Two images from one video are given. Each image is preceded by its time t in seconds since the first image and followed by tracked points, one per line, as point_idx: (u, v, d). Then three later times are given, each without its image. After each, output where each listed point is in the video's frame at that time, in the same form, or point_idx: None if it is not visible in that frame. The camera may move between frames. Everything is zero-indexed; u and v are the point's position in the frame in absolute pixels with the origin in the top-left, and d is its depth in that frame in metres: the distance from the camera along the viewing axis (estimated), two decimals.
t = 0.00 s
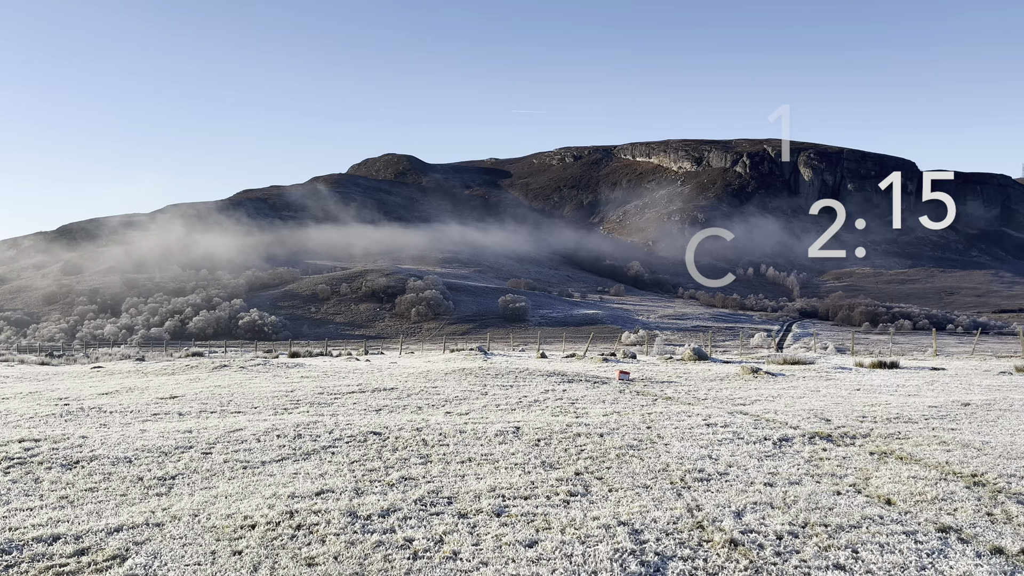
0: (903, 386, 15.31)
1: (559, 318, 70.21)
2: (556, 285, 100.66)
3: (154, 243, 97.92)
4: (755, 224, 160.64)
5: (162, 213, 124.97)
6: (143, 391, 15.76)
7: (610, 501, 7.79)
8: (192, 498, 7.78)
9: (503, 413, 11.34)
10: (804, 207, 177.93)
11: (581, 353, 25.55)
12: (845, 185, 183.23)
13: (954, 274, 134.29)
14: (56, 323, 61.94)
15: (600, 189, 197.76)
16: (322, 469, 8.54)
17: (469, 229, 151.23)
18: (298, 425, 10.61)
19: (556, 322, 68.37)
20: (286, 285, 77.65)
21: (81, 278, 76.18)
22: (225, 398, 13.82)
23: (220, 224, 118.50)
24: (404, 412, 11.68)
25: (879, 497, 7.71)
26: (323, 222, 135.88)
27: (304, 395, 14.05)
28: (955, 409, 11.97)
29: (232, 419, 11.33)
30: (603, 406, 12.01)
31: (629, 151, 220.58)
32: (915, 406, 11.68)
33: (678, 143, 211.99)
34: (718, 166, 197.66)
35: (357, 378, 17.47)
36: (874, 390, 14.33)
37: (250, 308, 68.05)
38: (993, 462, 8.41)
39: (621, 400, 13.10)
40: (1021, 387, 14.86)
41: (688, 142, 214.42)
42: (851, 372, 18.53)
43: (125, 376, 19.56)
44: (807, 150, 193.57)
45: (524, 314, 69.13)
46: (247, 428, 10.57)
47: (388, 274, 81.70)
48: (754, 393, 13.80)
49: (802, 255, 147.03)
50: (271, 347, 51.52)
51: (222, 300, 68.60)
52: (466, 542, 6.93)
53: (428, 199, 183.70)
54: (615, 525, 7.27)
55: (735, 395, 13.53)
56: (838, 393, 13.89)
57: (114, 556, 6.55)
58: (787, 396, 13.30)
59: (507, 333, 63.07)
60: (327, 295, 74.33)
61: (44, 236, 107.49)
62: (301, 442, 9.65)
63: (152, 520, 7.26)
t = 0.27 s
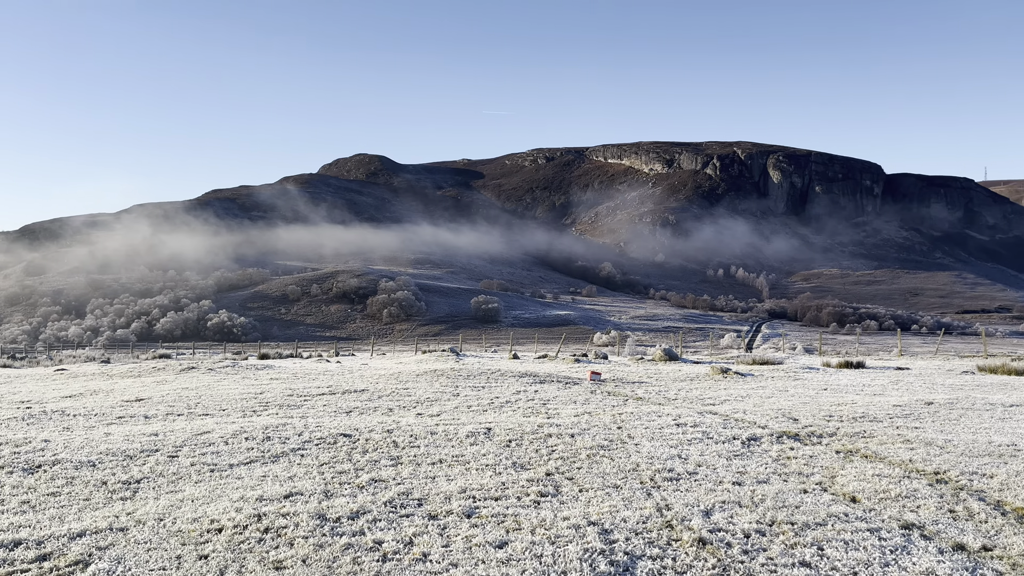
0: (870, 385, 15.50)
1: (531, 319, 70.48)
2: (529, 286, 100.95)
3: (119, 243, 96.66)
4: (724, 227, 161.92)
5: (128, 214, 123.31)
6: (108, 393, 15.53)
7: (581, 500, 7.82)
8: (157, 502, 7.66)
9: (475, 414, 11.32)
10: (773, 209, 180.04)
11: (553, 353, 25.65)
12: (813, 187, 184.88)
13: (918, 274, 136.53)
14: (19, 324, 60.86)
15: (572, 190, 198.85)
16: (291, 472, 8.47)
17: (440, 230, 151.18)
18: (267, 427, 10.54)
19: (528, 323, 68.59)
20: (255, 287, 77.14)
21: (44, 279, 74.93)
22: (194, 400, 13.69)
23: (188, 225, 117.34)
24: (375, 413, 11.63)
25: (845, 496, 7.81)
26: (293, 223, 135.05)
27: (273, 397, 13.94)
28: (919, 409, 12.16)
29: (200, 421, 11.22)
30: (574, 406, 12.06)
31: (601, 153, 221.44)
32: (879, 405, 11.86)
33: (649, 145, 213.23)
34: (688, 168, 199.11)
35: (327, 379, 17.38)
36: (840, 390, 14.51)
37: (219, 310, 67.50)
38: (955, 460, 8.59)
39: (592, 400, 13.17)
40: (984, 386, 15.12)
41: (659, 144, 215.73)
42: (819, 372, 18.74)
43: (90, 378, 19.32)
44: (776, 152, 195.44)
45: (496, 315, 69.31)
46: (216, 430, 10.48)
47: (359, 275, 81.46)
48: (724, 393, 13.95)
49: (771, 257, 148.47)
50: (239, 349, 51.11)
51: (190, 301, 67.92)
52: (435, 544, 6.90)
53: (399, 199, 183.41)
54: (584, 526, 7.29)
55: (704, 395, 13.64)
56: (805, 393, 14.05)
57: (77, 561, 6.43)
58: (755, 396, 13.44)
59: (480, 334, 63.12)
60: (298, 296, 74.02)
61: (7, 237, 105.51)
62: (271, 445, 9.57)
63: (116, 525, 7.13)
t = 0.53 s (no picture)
0: (836, 385, 15.73)
1: (504, 320, 70.69)
2: (502, 287, 101.15)
3: (82, 243, 95.16)
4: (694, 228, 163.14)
5: (93, 214, 121.42)
6: (71, 396, 15.27)
7: (551, 500, 7.84)
8: (121, 506, 7.55)
9: (446, 415, 11.30)
10: (743, 211, 182.01)
11: (526, 354, 25.77)
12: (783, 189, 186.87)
13: (884, 275, 138.82)
14: None
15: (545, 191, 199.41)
16: (260, 475, 8.40)
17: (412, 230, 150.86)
18: (235, 429, 10.42)
19: (501, 324, 68.81)
20: (224, 287, 76.55)
21: (6, 280, 73.52)
22: (160, 403, 13.53)
23: (155, 224, 115.92)
24: (347, 415, 11.57)
25: (812, 494, 7.91)
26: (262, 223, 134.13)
27: (243, 399, 13.79)
28: (883, 407, 12.34)
29: (166, 424, 11.07)
30: (546, 406, 12.08)
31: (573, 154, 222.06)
32: (845, 405, 12.04)
33: (620, 147, 214.50)
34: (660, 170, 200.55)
35: (298, 381, 17.23)
36: (808, 389, 14.71)
37: (187, 311, 66.77)
38: (919, 457, 8.75)
39: (563, 400, 13.23)
40: (946, 385, 15.44)
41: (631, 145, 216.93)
42: (788, 372, 18.99)
43: (51, 381, 19.00)
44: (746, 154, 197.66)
45: (469, 316, 69.45)
46: (183, 432, 10.35)
47: (330, 275, 81.09)
48: (693, 393, 14.10)
49: (741, 258, 149.83)
50: (208, 350, 50.64)
51: (157, 302, 67.08)
52: (405, 545, 6.86)
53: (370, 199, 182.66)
54: (554, 526, 7.30)
55: (674, 396, 13.76)
56: (773, 392, 14.22)
57: (39, 566, 6.31)
58: (724, 396, 13.59)
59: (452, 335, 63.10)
60: (267, 297, 73.57)
61: None
62: (239, 447, 9.48)
63: (78, 530, 7.01)
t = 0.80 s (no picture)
0: (805, 384, 15.89)
1: (477, 320, 70.77)
2: (475, 288, 101.22)
3: (44, 243, 93.48)
4: (666, 229, 164.41)
5: (56, 213, 119.31)
6: (33, 398, 15.00)
7: (522, 501, 7.84)
8: (86, 511, 7.43)
9: (417, 416, 11.27)
10: (714, 212, 183.74)
11: (499, 356, 25.84)
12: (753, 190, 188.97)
13: (851, 276, 140.98)
14: None
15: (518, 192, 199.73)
16: (229, 477, 8.31)
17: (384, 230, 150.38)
18: (204, 432, 10.31)
19: (473, 324, 68.91)
20: (193, 288, 75.87)
21: None
22: (126, 405, 13.33)
23: (121, 224, 114.26)
24: (317, 416, 11.47)
25: (779, 492, 8.01)
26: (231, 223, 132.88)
27: (211, 401, 13.62)
28: (850, 407, 12.46)
29: (132, 427, 10.90)
30: (517, 408, 12.08)
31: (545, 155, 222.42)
32: (814, 404, 12.17)
33: (593, 148, 215.54)
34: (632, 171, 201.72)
35: (268, 382, 17.07)
36: (777, 389, 14.82)
37: (155, 312, 65.96)
38: (885, 456, 8.89)
39: (536, 401, 13.21)
40: (912, 385, 15.70)
41: (604, 146, 217.94)
42: (756, 372, 19.20)
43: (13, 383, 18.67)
44: (717, 156, 199.61)
45: (442, 316, 69.45)
46: (149, 435, 10.20)
47: (301, 276, 80.58)
48: (664, 393, 14.20)
49: (712, 258, 151.22)
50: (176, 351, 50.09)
51: (124, 302, 66.20)
52: (375, 547, 6.81)
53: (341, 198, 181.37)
54: (526, 526, 7.31)
55: (646, 396, 13.83)
56: (743, 392, 14.34)
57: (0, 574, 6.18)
58: (694, 396, 13.68)
59: (425, 335, 63.05)
60: (237, 297, 72.95)
61: None
62: (208, 450, 9.36)
63: (42, 534, 6.87)
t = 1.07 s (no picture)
0: (775, 384, 16.12)
1: (451, 321, 70.88)
2: (448, 289, 101.28)
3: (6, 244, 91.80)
4: (638, 230, 165.41)
5: (20, 213, 117.15)
6: None
7: (495, 502, 7.84)
8: (50, 515, 7.30)
9: (390, 418, 11.23)
10: (685, 214, 185.07)
11: (473, 357, 25.97)
12: (724, 193, 190.82)
13: (820, 277, 143.01)
14: None
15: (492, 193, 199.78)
16: (197, 480, 8.22)
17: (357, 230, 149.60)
18: (172, 435, 10.19)
19: (447, 326, 69.06)
20: (162, 289, 75.18)
21: None
22: (92, 408, 13.14)
23: (87, 224, 112.55)
24: (288, 419, 11.39)
25: (750, 491, 8.08)
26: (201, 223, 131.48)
27: (180, 403, 13.47)
28: (819, 407, 12.58)
29: (98, 430, 10.74)
30: (490, 409, 12.08)
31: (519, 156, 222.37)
32: (783, 404, 12.33)
33: (566, 149, 216.14)
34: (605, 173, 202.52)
35: (239, 384, 16.92)
36: (748, 388, 15.02)
37: (123, 313, 65.21)
38: (852, 454, 9.03)
39: (508, 402, 13.23)
40: (879, 384, 15.99)
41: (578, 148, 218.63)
42: (728, 372, 19.47)
43: None
44: (689, 159, 201.22)
45: (415, 318, 69.59)
46: (115, 438, 10.06)
47: (272, 276, 80.01)
48: (636, 393, 14.32)
49: (684, 259, 152.41)
50: (144, 353, 49.55)
51: (91, 304, 65.37)
52: (346, 550, 6.77)
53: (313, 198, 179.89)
54: (498, 527, 7.31)
55: (619, 396, 13.91)
56: (714, 392, 14.51)
57: None
58: (666, 396, 13.81)
59: (398, 336, 63.04)
60: (207, 298, 72.27)
61: None
62: (176, 452, 9.26)
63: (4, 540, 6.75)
